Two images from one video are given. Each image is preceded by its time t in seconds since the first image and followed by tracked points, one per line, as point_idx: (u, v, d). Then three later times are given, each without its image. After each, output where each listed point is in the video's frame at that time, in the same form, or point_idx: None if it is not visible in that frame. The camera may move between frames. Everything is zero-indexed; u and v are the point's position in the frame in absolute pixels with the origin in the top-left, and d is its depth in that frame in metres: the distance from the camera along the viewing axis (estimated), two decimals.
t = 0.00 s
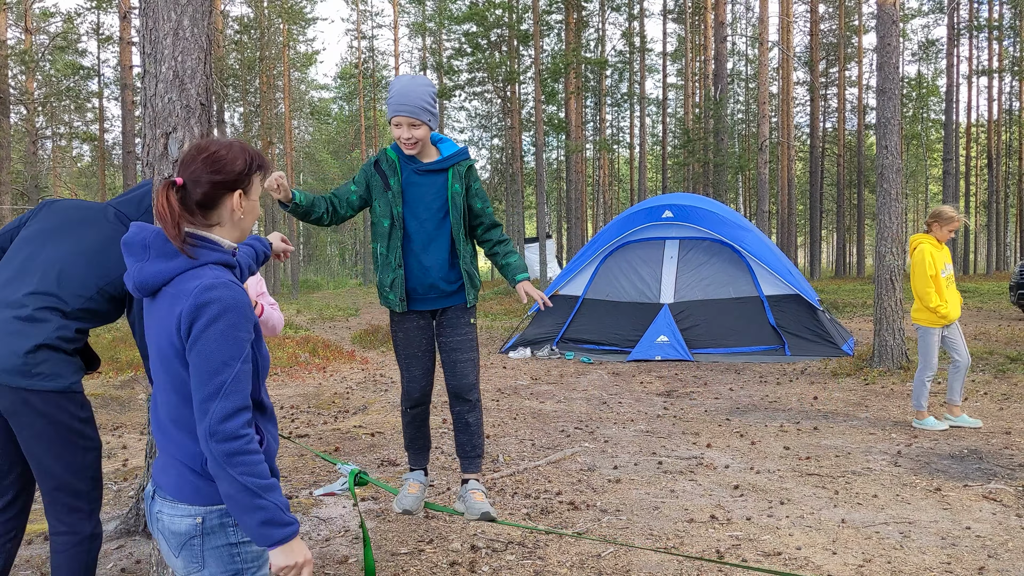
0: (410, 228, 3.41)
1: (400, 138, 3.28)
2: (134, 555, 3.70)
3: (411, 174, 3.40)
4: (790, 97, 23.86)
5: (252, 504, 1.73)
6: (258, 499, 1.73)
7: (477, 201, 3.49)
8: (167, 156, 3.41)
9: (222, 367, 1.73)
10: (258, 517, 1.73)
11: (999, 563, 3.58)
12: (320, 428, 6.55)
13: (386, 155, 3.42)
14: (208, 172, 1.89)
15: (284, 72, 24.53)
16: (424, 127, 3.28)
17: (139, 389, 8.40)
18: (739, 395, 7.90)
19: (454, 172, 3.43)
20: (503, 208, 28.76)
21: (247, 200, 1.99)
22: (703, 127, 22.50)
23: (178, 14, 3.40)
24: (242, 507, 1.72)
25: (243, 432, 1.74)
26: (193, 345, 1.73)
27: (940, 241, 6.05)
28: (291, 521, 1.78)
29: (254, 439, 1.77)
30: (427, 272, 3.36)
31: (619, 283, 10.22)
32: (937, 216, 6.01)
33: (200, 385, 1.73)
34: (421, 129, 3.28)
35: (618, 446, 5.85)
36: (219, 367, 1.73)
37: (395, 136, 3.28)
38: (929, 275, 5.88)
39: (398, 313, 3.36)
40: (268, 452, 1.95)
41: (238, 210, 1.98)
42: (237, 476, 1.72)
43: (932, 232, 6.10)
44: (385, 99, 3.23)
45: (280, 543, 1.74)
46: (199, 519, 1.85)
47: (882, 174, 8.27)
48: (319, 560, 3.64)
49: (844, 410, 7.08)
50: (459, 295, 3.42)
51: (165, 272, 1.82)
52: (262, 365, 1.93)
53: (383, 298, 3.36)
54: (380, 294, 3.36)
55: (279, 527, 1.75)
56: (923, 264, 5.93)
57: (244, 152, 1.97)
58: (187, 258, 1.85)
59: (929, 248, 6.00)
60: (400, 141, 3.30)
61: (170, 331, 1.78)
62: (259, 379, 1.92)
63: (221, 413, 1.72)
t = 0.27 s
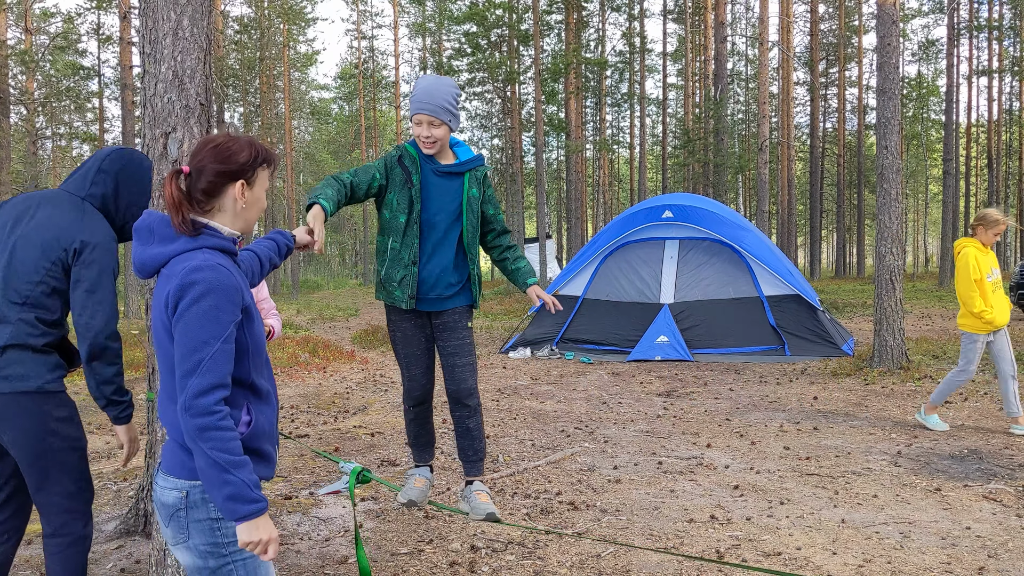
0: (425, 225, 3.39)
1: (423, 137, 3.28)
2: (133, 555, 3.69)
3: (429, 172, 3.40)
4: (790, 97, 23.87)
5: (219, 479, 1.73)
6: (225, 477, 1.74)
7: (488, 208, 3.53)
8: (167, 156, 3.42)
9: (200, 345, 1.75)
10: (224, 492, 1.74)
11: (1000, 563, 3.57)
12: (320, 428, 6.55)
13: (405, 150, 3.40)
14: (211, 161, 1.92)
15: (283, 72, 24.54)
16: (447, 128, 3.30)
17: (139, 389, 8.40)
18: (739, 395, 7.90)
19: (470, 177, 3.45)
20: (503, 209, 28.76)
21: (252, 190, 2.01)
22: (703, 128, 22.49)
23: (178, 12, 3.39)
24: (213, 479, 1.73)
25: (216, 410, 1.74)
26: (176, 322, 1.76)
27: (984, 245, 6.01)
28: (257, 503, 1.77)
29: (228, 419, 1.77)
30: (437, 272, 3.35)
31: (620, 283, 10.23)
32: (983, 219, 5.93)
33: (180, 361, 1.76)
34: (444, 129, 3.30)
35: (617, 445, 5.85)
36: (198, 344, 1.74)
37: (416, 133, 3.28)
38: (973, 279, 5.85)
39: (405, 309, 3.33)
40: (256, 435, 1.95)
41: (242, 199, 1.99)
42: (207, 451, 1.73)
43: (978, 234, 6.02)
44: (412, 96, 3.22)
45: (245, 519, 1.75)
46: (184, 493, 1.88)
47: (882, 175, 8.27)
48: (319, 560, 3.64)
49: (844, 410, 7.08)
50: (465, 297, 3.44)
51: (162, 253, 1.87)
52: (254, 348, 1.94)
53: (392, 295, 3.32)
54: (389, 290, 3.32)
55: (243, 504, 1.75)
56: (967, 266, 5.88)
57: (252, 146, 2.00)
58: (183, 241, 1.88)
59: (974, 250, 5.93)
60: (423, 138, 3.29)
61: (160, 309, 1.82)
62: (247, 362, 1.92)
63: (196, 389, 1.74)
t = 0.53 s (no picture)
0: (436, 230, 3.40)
1: (457, 146, 3.34)
2: (133, 555, 3.69)
3: (450, 180, 3.42)
4: (790, 97, 23.85)
5: (222, 472, 1.73)
6: (228, 471, 1.73)
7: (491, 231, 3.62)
8: (166, 155, 3.41)
9: (199, 340, 1.74)
10: (230, 485, 1.73)
11: (1000, 563, 3.57)
12: (320, 428, 6.55)
13: (431, 154, 3.41)
14: (210, 160, 1.94)
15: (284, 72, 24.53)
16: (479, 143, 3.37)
17: (139, 389, 8.41)
18: (739, 395, 7.90)
19: (481, 197, 3.50)
20: (503, 209, 28.75)
21: (248, 189, 2.01)
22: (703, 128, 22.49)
23: (177, 11, 3.39)
24: (215, 474, 1.72)
25: (217, 405, 1.74)
26: (174, 317, 1.76)
27: None
28: (264, 495, 1.76)
29: (229, 412, 1.76)
30: (442, 278, 3.35)
31: (619, 283, 10.22)
32: None
33: (179, 357, 1.75)
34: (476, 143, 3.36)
35: (617, 446, 5.85)
36: (196, 339, 1.74)
37: (451, 142, 3.33)
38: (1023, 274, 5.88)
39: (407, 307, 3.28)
40: (256, 429, 1.94)
41: (238, 198, 1.99)
42: (210, 445, 1.72)
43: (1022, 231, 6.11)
44: (455, 104, 3.28)
45: (253, 509, 1.74)
46: (185, 488, 1.88)
47: (882, 175, 8.26)
48: (318, 561, 3.63)
49: (844, 410, 7.07)
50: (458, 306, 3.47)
51: (157, 250, 1.87)
52: (252, 344, 1.93)
53: (398, 288, 3.26)
54: (395, 283, 3.26)
55: (250, 496, 1.74)
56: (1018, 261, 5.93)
57: (251, 145, 2.00)
58: (179, 238, 1.88)
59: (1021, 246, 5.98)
60: (456, 147, 3.34)
61: (157, 306, 1.81)
62: (246, 357, 1.92)
63: (195, 385, 1.73)
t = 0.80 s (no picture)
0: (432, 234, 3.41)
1: (456, 154, 3.39)
2: (132, 555, 3.69)
3: (446, 186, 3.46)
4: (790, 97, 23.85)
5: (216, 472, 1.72)
6: (223, 471, 1.73)
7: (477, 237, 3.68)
8: (165, 154, 3.40)
9: (193, 340, 1.74)
10: (222, 485, 1.72)
11: (1000, 563, 3.57)
12: (319, 428, 6.54)
13: (428, 159, 3.43)
14: (207, 159, 1.94)
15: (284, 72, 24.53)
16: (477, 152, 3.44)
17: (139, 389, 8.40)
18: (739, 395, 7.90)
19: (470, 206, 3.54)
20: (503, 209, 28.73)
21: (244, 188, 2.01)
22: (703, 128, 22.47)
23: (176, 10, 3.40)
24: (208, 474, 1.71)
25: (212, 407, 1.73)
26: (169, 317, 1.75)
27: None
28: (257, 496, 1.76)
29: (224, 412, 1.76)
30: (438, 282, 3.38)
31: (619, 283, 10.22)
32: None
33: (174, 357, 1.74)
34: (473, 153, 3.43)
35: (617, 446, 5.85)
36: (190, 339, 1.73)
37: (453, 150, 3.38)
38: None
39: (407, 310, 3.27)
40: (254, 427, 1.94)
41: (234, 196, 1.99)
42: (204, 445, 1.72)
43: None
44: (459, 113, 3.35)
45: (245, 510, 1.74)
46: (183, 485, 1.87)
47: (882, 174, 8.26)
48: (318, 561, 3.63)
49: (844, 410, 7.06)
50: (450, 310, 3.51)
51: (152, 250, 1.87)
52: (247, 342, 1.92)
53: (397, 292, 3.25)
54: (395, 287, 3.25)
55: (243, 497, 1.74)
56: None
57: (249, 145, 2.01)
58: (173, 237, 1.87)
59: None
60: (456, 154, 3.39)
61: (152, 305, 1.80)
62: (242, 356, 1.91)
63: (190, 384, 1.72)
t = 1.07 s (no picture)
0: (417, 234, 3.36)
1: (414, 147, 3.25)
2: (131, 556, 3.68)
3: (418, 180, 3.35)
4: (790, 97, 23.83)
5: (227, 473, 1.72)
6: (234, 471, 1.73)
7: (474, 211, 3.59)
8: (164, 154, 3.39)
9: (199, 340, 1.73)
10: (233, 485, 1.72)
11: (1001, 563, 3.56)
12: (319, 428, 6.54)
13: (390, 159, 3.32)
14: (194, 158, 1.92)
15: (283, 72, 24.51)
16: (433, 139, 3.28)
17: (138, 389, 8.40)
18: (739, 395, 7.89)
19: (455, 183, 3.46)
20: (502, 209, 28.71)
21: (232, 188, 2.00)
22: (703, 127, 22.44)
23: (175, 9, 3.39)
24: (221, 473, 1.72)
25: (222, 406, 1.73)
26: (173, 317, 1.74)
27: None
28: (266, 495, 1.77)
29: (233, 411, 1.76)
30: (436, 280, 3.36)
31: (619, 283, 10.20)
32: None
33: (181, 357, 1.73)
34: (429, 140, 3.28)
35: (617, 446, 5.84)
36: (197, 339, 1.73)
37: (409, 144, 3.24)
38: None
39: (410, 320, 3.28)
40: (256, 426, 1.95)
41: (222, 196, 1.99)
42: (215, 445, 1.72)
43: None
44: (404, 105, 3.17)
45: (254, 511, 1.73)
46: (186, 486, 1.87)
47: (883, 174, 8.25)
48: (317, 561, 3.62)
49: (844, 410, 7.06)
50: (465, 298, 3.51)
51: (148, 250, 1.85)
52: (245, 342, 1.93)
53: (397, 305, 3.26)
54: (393, 300, 3.26)
55: (254, 496, 1.74)
56: None
57: (238, 145, 2.00)
58: (168, 236, 1.86)
59: None
60: (414, 148, 3.25)
61: (154, 305, 1.79)
62: (244, 354, 1.91)
63: (200, 383, 1.72)
